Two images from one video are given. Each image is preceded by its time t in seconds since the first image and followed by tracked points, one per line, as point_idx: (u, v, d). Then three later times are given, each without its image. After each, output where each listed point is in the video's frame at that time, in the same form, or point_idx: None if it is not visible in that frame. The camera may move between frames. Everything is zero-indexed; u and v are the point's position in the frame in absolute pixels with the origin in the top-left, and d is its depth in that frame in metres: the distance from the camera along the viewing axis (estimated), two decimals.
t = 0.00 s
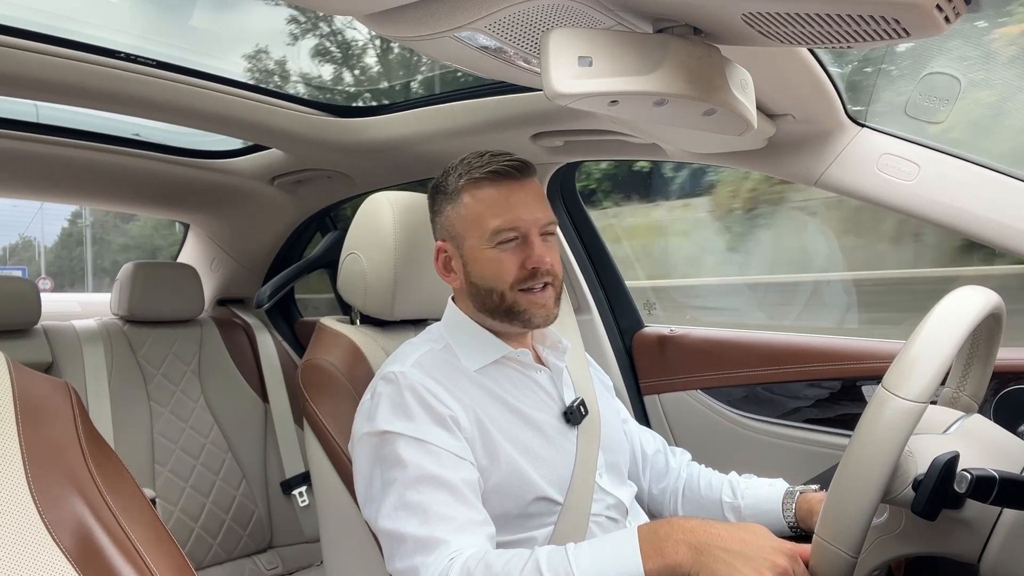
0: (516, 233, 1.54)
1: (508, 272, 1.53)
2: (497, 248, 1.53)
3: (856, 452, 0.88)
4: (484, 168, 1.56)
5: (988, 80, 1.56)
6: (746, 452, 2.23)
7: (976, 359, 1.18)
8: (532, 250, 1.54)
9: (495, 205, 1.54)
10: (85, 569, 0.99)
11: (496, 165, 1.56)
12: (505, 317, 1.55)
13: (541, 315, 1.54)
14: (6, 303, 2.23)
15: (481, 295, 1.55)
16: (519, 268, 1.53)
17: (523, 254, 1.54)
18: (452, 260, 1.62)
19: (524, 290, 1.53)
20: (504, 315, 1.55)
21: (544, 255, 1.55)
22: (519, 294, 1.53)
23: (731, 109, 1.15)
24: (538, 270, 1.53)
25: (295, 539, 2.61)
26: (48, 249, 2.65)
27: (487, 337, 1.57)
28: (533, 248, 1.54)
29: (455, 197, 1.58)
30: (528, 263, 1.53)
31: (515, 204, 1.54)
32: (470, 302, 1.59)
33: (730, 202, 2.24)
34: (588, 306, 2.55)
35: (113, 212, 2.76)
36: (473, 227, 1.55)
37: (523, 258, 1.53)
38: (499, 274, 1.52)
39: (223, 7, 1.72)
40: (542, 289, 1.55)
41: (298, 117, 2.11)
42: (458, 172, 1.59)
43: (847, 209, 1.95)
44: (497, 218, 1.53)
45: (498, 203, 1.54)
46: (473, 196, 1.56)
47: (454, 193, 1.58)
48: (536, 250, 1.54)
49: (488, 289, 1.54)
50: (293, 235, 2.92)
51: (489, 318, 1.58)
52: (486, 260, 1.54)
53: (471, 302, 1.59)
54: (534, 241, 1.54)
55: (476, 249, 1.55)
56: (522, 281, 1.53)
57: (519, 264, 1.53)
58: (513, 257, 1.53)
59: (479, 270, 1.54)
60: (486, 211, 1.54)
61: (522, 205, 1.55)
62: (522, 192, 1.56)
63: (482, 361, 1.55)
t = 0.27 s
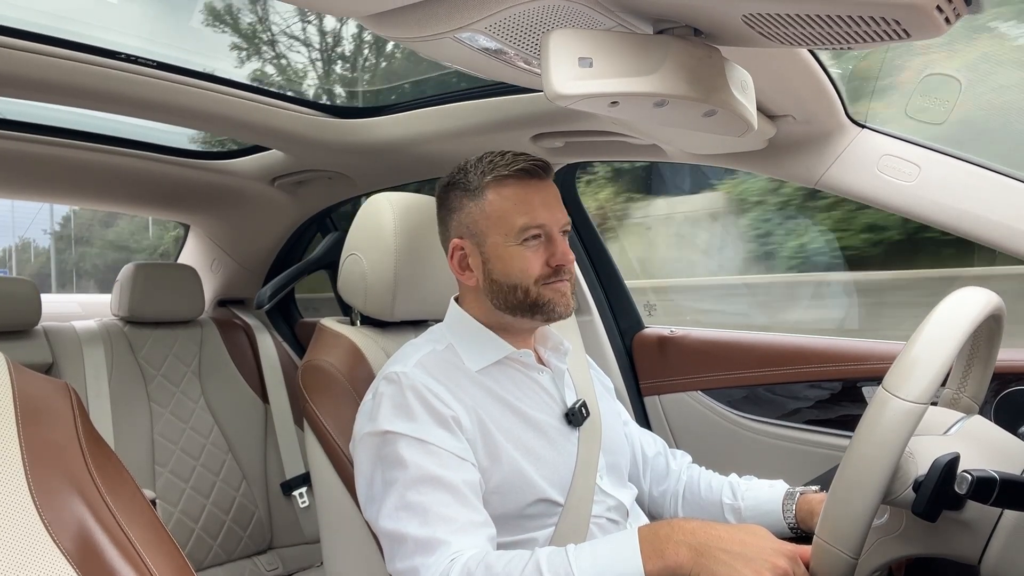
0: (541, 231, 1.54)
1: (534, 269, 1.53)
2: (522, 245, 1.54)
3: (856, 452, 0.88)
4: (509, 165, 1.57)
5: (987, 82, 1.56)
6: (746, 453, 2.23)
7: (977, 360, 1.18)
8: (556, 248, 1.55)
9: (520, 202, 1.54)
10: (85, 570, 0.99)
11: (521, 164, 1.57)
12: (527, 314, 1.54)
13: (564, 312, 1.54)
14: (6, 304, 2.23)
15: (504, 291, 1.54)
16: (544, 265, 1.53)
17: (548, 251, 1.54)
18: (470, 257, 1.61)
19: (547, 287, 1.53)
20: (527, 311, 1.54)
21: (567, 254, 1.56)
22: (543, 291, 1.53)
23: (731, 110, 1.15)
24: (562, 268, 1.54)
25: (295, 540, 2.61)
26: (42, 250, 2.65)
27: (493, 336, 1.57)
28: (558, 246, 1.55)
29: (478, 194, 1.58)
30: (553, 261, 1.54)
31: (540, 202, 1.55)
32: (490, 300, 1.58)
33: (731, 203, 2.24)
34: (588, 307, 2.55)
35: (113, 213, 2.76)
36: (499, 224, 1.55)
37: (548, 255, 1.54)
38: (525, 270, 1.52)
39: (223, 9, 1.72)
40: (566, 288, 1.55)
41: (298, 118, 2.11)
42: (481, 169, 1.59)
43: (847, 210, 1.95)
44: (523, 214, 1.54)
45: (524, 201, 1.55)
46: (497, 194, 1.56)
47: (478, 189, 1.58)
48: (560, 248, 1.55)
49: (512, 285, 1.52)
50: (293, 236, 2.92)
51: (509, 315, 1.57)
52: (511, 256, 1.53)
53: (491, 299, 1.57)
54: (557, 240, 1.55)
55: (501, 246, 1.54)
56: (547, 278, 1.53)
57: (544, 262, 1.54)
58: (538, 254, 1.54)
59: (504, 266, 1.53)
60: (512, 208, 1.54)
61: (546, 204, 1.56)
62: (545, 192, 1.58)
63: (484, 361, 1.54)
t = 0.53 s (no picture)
0: (547, 228, 1.55)
1: (541, 265, 1.53)
2: (528, 241, 1.54)
3: (857, 452, 0.88)
4: (518, 162, 1.57)
5: (988, 82, 1.55)
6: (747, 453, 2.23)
7: (977, 360, 1.18)
8: (562, 246, 1.56)
9: (528, 199, 1.55)
10: (85, 571, 0.99)
11: (529, 161, 1.58)
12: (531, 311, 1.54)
13: (568, 310, 1.55)
14: (7, 304, 2.23)
15: (510, 287, 1.54)
16: (550, 262, 1.54)
17: (554, 249, 1.55)
18: (475, 253, 1.60)
19: (552, 284, 1.54)
20: (532, 308, 1.54)
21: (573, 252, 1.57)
22: (549, 288, 1.53)
23: (731, 110, 1.15)
24: (567, 265, 1.55)
25: (295, 540, 2.61)
26: (38, 250, 2.62)
27: (495, 334, 1.57)
28: (564, 244, 1.56)
29: (485, 190, 1.58)
30: (559, 258, 1.55)
31: (548, 200, 1.56)
32: (494, 296, 1.57)
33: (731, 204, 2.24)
34: (588, 307, 2.55)
35: (113, 213, 2.76)
36: (506, 220, 1.55)
37: (554, 253, 1.55)
38: (532, 266, 1.53)
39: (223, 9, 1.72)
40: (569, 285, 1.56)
41: (299, 118, 2.11)
42: (489, 166, 1.59)
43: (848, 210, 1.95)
44: (530, 211, 1.54)
45: (531, 198, 1.55)
46: (505, 190, 1.56)
47: (486, 186, 1.58)
48: (565, 246, 1.56)
49: (519, 281, 1.53)
50: (293, 236, 2.92)
51: (513, 312, 1.57)
52: (518, 253, 1.54)
53: (495, 295, 1.57)
54: (563, 238, 1.56)
55: (508, 242, 1.55)
56: (553, 275, 1.53)
57: (550, 259, 1.54)
58: (544, 251, 1.54)
59: (511, 262, 1.54)
60: (520, 204, 1.55)
61: (553, 201, 1.57)
62: (551, 190, 1.58)
63: (485, 360, 1.54)
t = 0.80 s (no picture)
0: (549, 227, 1.55)
1: (543, 264, 1.53)
2: (530, 240, 1.54)
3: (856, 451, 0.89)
4: (520, 161, 1.57)
5: (989, 81, 1.55)
6: (747, 452, 2.23)
7: (978, 359, 1.18)
8: (563, 244, 1.56)
9: (530, 197, 1.54)
10: (86, 570, 0.99)
11: (530, 160, 1.57)
12: (532, 309, 1.54)
13: (569, 308, 1.55)
14: (8, 303, 2.23)
15: (512, 285, 1.54)
16: (552, 261, 1.54)
17: (556, 247, 1.55)
18: (477, 251, 1.60)
19: (554, 283, 1.54)
20: (533, 306, 1.54)
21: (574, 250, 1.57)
22: (551, 286, 1.53)
23: (732, 109, 1.15)
24: (569, 264, 1.55)
25: (296, 538, 2.62)
26: (33, 250, 2.63)
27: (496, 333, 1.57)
28: (565, 243, 1.56)
29: (488, 188, 1.58)
30: (560, 257, 1.55)
31: (550, 199, 1.56)
32: (495, 295, 1.58)
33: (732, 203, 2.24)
34: (588, 306, 2.55)
35: (114, 212, 2.76)
36: (508, 219, 1.55)
37: (555, 251, 1.55)
38: (534, 265, 1.53)
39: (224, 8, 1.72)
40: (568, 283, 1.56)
41: (300, 117, 2.11)
42: (491, 165, 1.59)
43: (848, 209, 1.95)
44: (532, 210, 1.54)
45: (533, 196, 1.55)
46: (507, 188, 1.56)
47: (488, 184, 1.58)
48: (567, 244, 1.56)
49: (521, 279, 1.53)
50: (294, 235, 2.92)
51: (514, 310, 1.57)
52: (520, 251, 1.54)
53: (497, 293, 1.57)
54: (565, 236, 1.56)
55: (510, 240, 1.54)
56: (554, 274, 1.53)
57: (552, 258, 1.54)
58: (546, 250, 1.54)
59: (513, 261, 1.53)
60: (522, 203, 1.54)
61: (555, 200, 1.57)
62: (553, 188, 1.58)
63: (485, 359, 1.54)
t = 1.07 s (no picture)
0: (553, 231, 1.54)
1: (545, 268, 1.52)
2: (534, 243, 1.54)
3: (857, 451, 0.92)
4: (524, 164, 1.56)
5: (988, 81, 1.55)
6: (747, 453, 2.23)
7: (978, 359, 1.18)
8: (567, 249, 1.55)
9: (534, 200, 1.54)
10: (86, 570, 0.99)
11: (536, 163, 1.57)
12: (532, 313, 1.54)
13: (570, 314, 1.54)
14: (7, 304, 2.23)
15: (514, 289, 1.54)
16: (555, 265, 1.53)
17: (559, 252, 1.54)
18: (480, 253, 1.60)
19: (556, 287, 1.53)
20: (534, 311, 1.54)
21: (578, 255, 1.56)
22: (553, 291, 1.53)
23: (732, 110, 1.15)
24: (571, 269, 1.54)
25: (296, 539, 2.61)
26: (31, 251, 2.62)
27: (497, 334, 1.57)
28: (569, 247, 1.55)
29: (493, 191, 1.57)
30: (564, 261, 1.54)
31: (554, 203, 1.55)
32: (497, 297, 1.58)
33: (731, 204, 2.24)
34: (588, 307, 2.55)
35: (113, 214, 2.76)
36: (512, 222, 1.54)
37: (559, 256, 1.54)
38: (536, 269, 1.52)
39: (223, 9, 1.72)
40: (570, 288, 1.55)
41: (299, 118, 2.12)
42: (497, 167, 1.59)
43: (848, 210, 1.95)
44: (536, 213, 1.54)
45: (537, 200, 1.55)
46: (512, 191, 1.56)
47: (493, 186, 1.58)
48: (571, 249, 1.55)
49: (523, 283, 1.53)
50: (294, 236, 2.92)
51: (514, 314, 1.57)
52: (523, 255, 1.53)
53: (499, 296, 1.57)
54: (569, 241, 1.55)
55: (514, 244, 1.54)
56: (556, 278, 1.53)
57: (555, 262, 1.53)
58: (549, 254, 1.54)
59: (516, 265, 1.53)
60: (526, 206, 1.54)
61: (559, 203, 1.56)
62: (558, 192, 1.58)
63: (485, 361, 1.54)
